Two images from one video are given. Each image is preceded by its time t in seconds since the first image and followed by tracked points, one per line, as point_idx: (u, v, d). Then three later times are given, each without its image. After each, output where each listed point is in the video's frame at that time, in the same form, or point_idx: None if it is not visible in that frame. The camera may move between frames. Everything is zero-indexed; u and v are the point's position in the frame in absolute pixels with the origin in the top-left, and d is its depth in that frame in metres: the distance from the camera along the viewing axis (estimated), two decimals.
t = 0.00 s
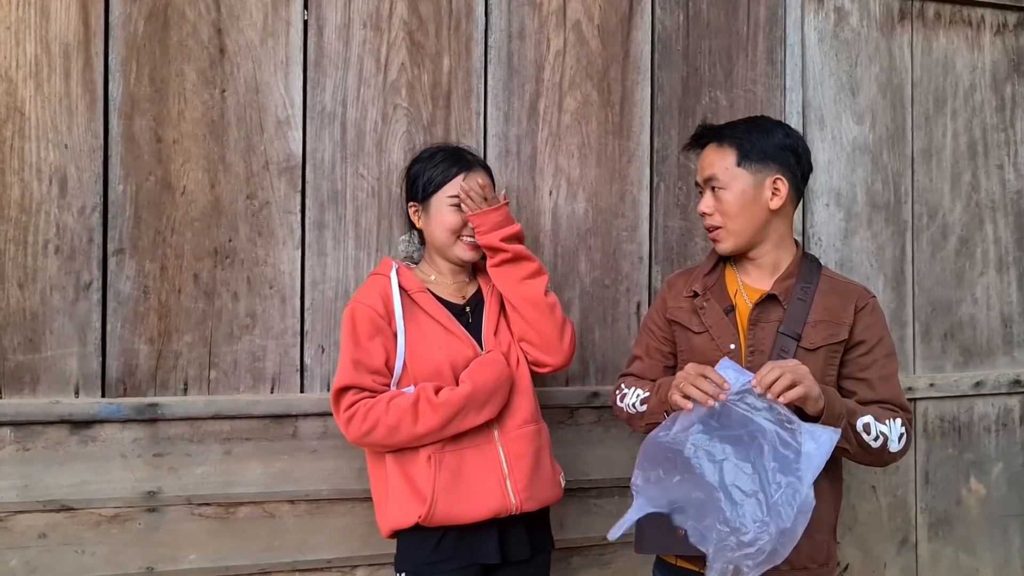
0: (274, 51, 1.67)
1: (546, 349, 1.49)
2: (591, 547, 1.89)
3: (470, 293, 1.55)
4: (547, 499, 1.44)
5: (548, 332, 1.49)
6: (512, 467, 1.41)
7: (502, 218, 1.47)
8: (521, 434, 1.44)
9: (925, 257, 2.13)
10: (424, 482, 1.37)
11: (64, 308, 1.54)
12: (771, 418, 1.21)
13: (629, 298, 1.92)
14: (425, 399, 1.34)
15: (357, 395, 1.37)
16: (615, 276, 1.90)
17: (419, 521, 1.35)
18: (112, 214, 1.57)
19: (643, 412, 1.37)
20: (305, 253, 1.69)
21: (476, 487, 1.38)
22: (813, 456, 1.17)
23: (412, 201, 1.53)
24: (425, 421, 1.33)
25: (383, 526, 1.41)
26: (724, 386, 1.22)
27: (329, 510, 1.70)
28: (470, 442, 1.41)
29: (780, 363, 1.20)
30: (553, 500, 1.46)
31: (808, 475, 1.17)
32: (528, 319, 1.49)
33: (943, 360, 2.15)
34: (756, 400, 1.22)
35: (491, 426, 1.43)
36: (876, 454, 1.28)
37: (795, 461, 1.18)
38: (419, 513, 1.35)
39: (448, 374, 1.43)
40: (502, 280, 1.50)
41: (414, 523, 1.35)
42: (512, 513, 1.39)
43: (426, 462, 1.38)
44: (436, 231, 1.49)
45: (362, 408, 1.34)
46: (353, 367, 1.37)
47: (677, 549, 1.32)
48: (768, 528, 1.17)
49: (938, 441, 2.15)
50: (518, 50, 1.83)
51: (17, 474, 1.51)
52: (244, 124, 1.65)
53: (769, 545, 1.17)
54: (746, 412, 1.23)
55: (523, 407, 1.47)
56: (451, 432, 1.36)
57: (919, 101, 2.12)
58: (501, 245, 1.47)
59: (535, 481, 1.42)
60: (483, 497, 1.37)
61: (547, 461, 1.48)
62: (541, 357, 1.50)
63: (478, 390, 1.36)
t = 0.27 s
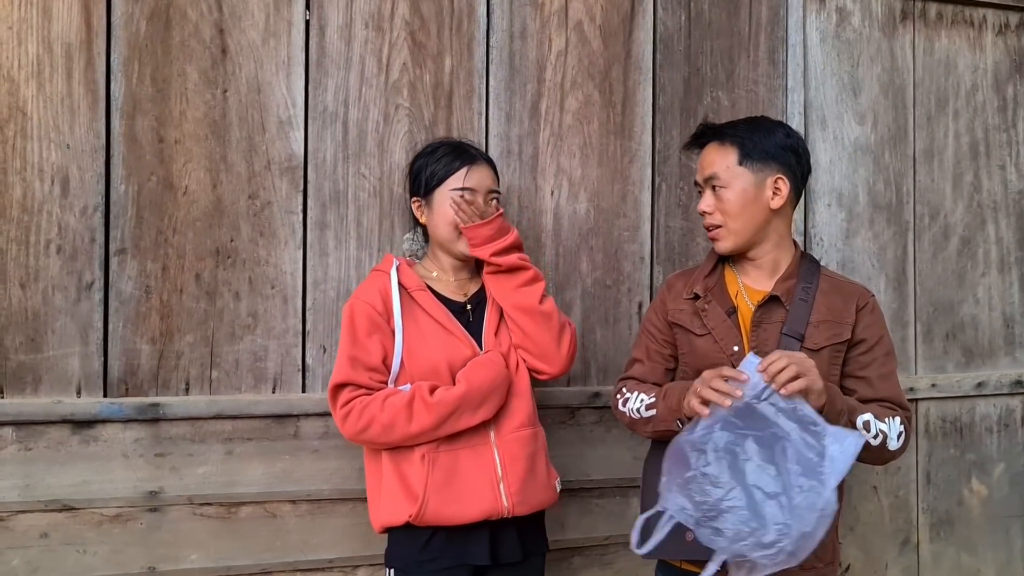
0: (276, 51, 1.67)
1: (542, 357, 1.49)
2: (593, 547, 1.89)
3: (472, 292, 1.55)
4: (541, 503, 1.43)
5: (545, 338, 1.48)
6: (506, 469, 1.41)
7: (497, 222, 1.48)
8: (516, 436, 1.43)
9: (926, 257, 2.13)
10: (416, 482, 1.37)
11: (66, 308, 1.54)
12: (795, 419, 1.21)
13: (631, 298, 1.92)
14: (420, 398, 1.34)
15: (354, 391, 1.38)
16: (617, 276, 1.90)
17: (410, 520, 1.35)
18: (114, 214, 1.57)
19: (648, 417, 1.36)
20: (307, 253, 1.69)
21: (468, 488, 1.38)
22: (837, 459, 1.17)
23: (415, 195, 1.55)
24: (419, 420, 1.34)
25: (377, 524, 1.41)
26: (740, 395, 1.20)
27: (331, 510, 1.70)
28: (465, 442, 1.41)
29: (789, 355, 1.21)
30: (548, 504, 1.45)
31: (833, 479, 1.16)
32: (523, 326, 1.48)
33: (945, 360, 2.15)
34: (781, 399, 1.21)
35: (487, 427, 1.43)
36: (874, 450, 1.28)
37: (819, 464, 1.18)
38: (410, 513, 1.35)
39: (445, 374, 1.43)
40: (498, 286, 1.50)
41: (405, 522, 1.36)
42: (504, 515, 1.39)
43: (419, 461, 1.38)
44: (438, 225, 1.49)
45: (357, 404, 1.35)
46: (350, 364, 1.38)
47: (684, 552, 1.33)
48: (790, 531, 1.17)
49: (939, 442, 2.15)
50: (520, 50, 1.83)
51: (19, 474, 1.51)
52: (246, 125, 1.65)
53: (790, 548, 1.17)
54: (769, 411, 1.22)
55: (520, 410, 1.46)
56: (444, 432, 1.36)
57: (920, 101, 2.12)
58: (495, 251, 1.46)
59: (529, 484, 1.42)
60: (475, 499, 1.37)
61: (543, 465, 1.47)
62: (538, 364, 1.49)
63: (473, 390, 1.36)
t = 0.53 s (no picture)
0: (279, 51, 1.67)
1: (542, 358, 1.48)
2: (594, 547, 1.89)
3: (473, 291, 1.55)
4: (534, 507, 1.43)
5: (544, 338, 1.48)
6: (500, 472, 1.41)
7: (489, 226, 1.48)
8: (512, 438, 1.43)
9: (928, 257, 2.13)
10: (410, 482, 1.37)
11: (68, 307, 1.54)
12: (827, 413, 1.21)
13: (632, 298, 1.92)
14: (414, 398, 1.34)
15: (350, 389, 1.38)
16: (618, 276, 1.90)
17: (401, 521, 1.35)
18: (117, 213, 1.57)
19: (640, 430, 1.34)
20: (309, 252, 1.69)
21: (461, 490, 1.38)
22: (872, 452, 1.18)
23: (422, 191, 1.55)
24: (413, 419, 1.33)
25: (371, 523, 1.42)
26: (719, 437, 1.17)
27: (332, 510, 1.70)
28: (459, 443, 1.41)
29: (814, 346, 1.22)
30: (543, 508, 1.45)
31: (869, 472, 1.17)
32: (522, 327, 1.48)
33: (947, 361, 2.15)
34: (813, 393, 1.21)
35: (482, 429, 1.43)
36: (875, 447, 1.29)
37: (854, 457, 1.18)
38: (401, 514, 1.35)
39: (442, 373, 1.42)
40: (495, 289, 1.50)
41: (396, 523, 1.36)
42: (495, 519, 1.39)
43: (413, 461, 1.38)
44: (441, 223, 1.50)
45: (352, 402, 1.35)
46: (347, 361, 1.38)
47: (678, 552, 1.33)
48: (831, 525, 1.16)
49: (941, 442, 2.15)
50: (522, 50, 1.83)
51: (21, 473, 1.51)
52: (248, 124, 1.65)
53: (832, 543, 1.16)
54: (801, 406, 1.21)
55: (517, 411, 1.46)
56: (437, 433, 1.35)
57: (922, 102, 2.12)
58: (487, 254, 1.47)
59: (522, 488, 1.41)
60: (466, 501, 1.37)
61: (540, 468, 1.47)
62: (538, 365, 1.49)
63: (467, 391, 1.36)
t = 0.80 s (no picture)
0: (279, 49, 1.67)
1: (552, 356, 1.50)
2: (595, 546, 1.89)
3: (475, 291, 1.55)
4: (543, 506, 1.45)
5: (553, 337, 1.50)
6: (512, 471, 1.41)
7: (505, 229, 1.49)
8: (522, 437, 1.44)
9: (929, 256, 2.13)
10: (422, 482, 1.36)
11: (69, 306, 1.54)
12: (837, 405, 1.22)
13: (633, 297, 1.91)
14: (430, 398, 1.34)
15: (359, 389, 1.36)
16: (619, 275, 1.90)
17: (415, 524, 1.34)
18: (117, 212, 1.57)
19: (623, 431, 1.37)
20: (310, 251, 1.69)
21: (474, 490, 1.38)
22: (872, 453, 1.18)
23: (430, 187, 1.52)
24: (429, 420, 1.33)
25: (378, 526, 1.40)
26: (696, 436, 1.22)
27: (333, 509, 1.70)
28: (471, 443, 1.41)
29: (850, 335, 1.20)
30: (549, 506, 1.47)
31: (865, 473, 1.18)
32: (533, 325, 1.50)
33: (948, 360, 2.15)
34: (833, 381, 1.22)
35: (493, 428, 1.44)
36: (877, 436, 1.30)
37: (854, 455, 1.19)
38: (415, 516, 1.34)
39: (453, 372, 1.43)
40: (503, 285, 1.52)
41: (409, 526, 1.35)
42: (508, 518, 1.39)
43: (425, 462, 1.37)
44: (451, 223, 1.48)
45: (364, 403, 1.33)
46: (356, 362, 1.36)
47: (677, 551, 1.32)
48: (814, 508, 1.18)
49: (942, 441, 2.15)
50: (523, 49, 1.83)
51: (22, 472, 1.51)
52: (249, 123, 1.65)
53: (811, 527, 1.17)
54: (815, 392, 1.23)
55: (526, 410, 1.47)
56: (453, 433, 1.35)
57: (924, 101, 2.12)
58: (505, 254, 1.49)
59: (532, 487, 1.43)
60: (480, 501, 1.37)
61: (546, 466, 1.48)
62: (547, 364, 1.50)
63: (484, 390, 1.37)
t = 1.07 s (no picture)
0: (279, 47, 1.66)
1: (563, 347, 1.54)
2: (595, 545, 1.89)
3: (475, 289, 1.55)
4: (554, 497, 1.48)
5: (563, 329, 1.54)
6: (530, 467, 1.43)
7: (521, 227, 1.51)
8: (536, 432, 1.47)
9: (931, 255, 2.12)
10: (448, 481, 1.35)
11: (68, 304, 1.54)
12: (840, 413, 1.23)
13: (634, 296, 1.91)
14: (467, 397, 1.34)
15: (388, 392, 1.31)
16: (620, 274, 1.90)
17: (445, 524, 1.33)
18: (117, 210, 1.57)
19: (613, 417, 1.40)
20: (309, 249, 1.69)
21: (499, 487, 1.39)
22: (868, 466, 1.21)
23: (439, 181, 1.48)
24: (469, 419, 1.33)
25: (395, 528, 1.36)
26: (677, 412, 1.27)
27: (333, 508, 1.70)
28: (494, 440, 1.42)
29: (868, 338, 1.20)
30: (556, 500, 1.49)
31: (859, 486, 1.21)
32: (545, 315, 1.53)
33: (949, 359, 2.14)
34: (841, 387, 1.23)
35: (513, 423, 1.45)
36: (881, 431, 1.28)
37: (851, 466, 1.21)
38: (446, 517, 1.33)
39: (479, 369, 1.44)
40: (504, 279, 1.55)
41: (439, 526, 1.33)
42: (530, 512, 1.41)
43: (452, 461, 1.36)
44: (470, 220, 1.48)
45: (399, 406, 1.29)
46: (386, 362, 1.32)
47: (679, 550, 1.32)
48: (809, 520, 1.20)
49: (943, 440, 2.14)
50: (523, 47, 1.82)
51: (21, 471, 1.51)
52: (248, 121, 1.65)
53: (806, 537, 1.20)
54: (821, 399, 1.23)
55: (538, 405, 1.49)
56: (489, 431, 1.36)
57: (925, 99, 2.11)
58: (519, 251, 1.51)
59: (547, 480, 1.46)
60: (506, 497, 1.38)
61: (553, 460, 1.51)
62: (558, 354, 1.53)
63: (518, 388, 1.39)
